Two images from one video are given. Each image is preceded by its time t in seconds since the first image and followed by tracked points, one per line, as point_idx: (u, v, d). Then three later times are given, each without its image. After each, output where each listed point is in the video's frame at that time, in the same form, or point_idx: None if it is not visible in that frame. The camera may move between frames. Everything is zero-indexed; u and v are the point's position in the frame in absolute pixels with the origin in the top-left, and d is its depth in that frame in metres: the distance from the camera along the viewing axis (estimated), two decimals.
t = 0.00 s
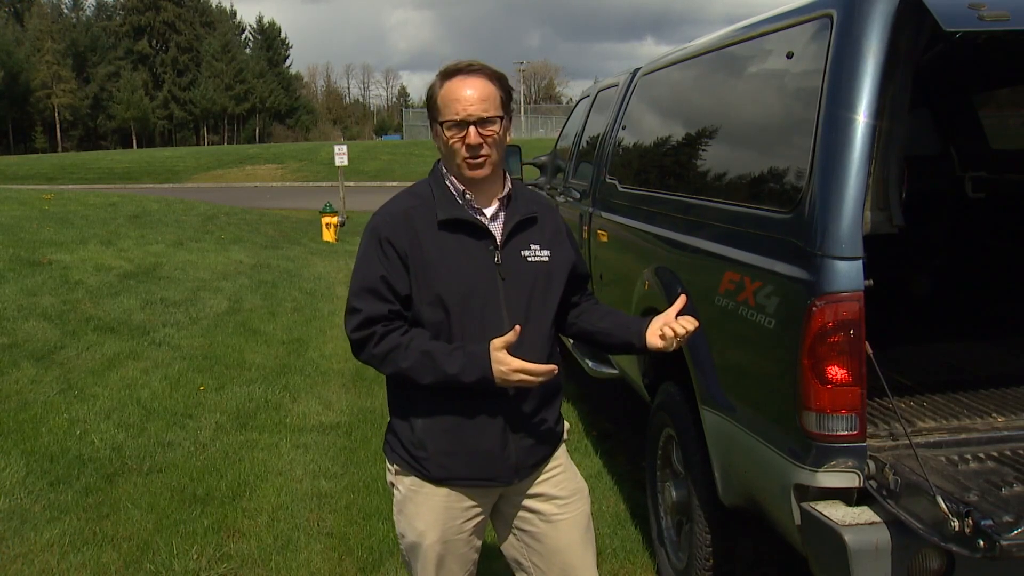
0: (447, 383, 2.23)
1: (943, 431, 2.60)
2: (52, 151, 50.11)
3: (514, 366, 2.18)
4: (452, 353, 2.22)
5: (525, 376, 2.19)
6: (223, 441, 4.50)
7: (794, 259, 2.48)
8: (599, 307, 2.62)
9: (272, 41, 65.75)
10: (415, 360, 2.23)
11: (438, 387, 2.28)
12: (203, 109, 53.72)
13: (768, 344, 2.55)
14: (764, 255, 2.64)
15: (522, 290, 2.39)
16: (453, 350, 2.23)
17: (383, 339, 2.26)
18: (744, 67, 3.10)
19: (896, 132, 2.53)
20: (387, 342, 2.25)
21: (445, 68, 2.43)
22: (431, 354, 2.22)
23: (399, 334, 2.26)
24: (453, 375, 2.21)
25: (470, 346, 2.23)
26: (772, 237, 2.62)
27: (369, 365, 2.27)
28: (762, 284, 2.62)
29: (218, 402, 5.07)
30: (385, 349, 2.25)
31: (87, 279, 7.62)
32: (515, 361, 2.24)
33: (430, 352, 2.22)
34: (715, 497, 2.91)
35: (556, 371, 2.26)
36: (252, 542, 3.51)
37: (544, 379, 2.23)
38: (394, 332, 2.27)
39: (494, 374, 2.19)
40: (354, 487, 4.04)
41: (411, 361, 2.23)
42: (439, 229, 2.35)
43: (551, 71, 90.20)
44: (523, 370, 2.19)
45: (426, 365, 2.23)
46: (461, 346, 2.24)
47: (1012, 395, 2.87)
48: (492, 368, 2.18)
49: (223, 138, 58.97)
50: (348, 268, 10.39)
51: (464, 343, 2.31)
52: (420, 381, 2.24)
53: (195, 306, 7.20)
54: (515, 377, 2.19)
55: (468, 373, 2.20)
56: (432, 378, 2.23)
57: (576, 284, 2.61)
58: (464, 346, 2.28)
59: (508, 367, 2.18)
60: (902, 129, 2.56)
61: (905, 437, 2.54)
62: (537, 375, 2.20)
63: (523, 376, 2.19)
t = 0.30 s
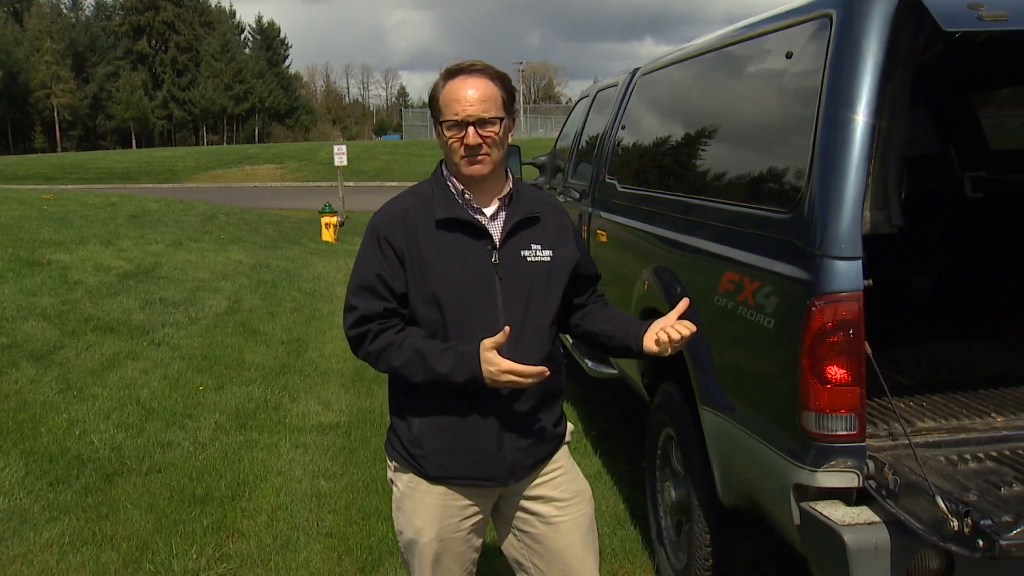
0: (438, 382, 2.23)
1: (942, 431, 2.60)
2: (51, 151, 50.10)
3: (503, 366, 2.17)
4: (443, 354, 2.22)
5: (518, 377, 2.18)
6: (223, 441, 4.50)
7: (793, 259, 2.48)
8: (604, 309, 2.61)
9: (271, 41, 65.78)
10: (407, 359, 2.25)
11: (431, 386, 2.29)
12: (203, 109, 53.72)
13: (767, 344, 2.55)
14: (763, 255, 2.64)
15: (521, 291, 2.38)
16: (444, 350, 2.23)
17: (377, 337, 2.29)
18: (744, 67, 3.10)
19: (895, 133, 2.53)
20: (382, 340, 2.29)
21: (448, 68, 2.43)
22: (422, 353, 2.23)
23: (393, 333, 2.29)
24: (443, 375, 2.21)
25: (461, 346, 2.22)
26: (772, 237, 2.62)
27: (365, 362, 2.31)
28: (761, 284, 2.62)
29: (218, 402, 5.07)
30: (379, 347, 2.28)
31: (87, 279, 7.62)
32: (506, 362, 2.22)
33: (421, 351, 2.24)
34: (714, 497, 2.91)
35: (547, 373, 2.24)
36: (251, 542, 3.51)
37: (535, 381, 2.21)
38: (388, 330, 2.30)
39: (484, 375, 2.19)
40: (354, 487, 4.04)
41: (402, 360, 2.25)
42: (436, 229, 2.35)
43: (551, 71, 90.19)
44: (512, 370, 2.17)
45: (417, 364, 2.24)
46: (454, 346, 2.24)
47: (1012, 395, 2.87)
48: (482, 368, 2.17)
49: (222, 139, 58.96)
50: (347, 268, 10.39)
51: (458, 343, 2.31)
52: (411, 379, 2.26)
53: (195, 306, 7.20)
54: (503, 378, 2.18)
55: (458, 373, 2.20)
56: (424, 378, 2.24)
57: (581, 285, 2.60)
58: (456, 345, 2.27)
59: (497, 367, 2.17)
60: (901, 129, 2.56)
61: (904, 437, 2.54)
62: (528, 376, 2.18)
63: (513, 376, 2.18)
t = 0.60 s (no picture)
0: (438, 381, 2.24)
1: (935, 431, 2.60)
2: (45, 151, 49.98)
3: (500, 367, 2.18)
4: (442, 354, 2.23)
5: (516, 377, 2.19)
6: (217, 442, 4.49)
7: (787, 259, 2.49)
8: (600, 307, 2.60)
9: (266, 41, 65.70)
10: (406, 358, 2.25)
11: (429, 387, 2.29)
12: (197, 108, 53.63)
13: (761, 344, 2.56)
14: (757, 255, 2.64)
15: (518, 291, 2.39)
16: (444, 348, 2.24)
17: (376, 336, 2.29)
18: (737, 67, 3.10)
19: (889, 133, 2.54)
20: (380, 340, 2.28)
21: (450, 67, 2.42)
22: (422, 352, 2.23)
23: (391, 333, 2.29)
24: (443, 373, 2.22)
25: (461, 346, 2.23)
26: (766, 237, 2.62)
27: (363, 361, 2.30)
28: (755, 283, 2.62)
29: (211, 402, 5.06)
30: (378, 347, 2.28)
31: (80, 279, 7.61)
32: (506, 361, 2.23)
33: (420, 351, 2.24)
34: (709, 497, 2.91)
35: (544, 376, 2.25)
36: (246, 542, 3.51)
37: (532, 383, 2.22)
38: (386, 330, 2.30)
39: (483, 373, 2.20)
40: (348, 487, 4.04)
41: (402, 359, 2.25)
42: (433, 230, 2.35)
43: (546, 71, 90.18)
44: (509, 372, 2.19)
45: (417, 363, 2.24)
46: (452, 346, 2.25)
47: (1004, 394, 2.88)
48: (480, 367, 2.19)
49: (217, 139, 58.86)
50: (342, 268, 10.38)
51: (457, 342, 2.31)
52: (411, 379, 2.26)
53: (188, 307, 7.19)
54: (499, 379, 2.20)
55: (458, 372, 2.21)
56: (423, 377, 2.24)
57: (578, 284, 2.60)
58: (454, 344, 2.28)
59: (495, 368, 2.18)
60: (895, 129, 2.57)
61: (898, 437, 2.54)
62: (523, 378, 2.19)
63: (508, 378, 2.19)
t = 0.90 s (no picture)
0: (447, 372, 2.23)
1: (919, 429, 2.61)
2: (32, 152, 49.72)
3: (510, 341, 2.18)
4: (450, 340, 2.23)
5: (530, 348, 2.18)
6: (202, 443, 4.48)
7: (771, 259, 2.50)
8: (576, 296, 2.62)
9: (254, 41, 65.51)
10: (413, 353, 2.23)
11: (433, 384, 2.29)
12: (185, 109, 53.44)
13: (746, 344, 2.57)
14: (742, 255, 2.64)
15: (505, 289, 2.43)
16: (451, 337, 2.24)
17: (377, 336, 2.25)
18: (722, 67, 3.11)
19: (873, 133, 2.55)
20: (383, 340, 2.24)
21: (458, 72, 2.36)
22: (430, 345, 2.22)
23: (394, 330, 2.26)
24: (454, 362, 2.22)
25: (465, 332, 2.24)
26: (750, 238, 2.63)
27: (365, 364, 2.25)
28: (739, 283, 2.63)
29: (196, 404, 5.03)
30: (381, 346, 2.24)
31: (63, 281, 7.56)
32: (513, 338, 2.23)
33: (428, 341, 2.23)
34: (694, 496, 2.91)
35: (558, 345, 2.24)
36: (231, 544, 3.49)
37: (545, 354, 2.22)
38: (388, 329, 2.26)
39: (493, 354, 2.20)
40: (334, 488, 4.02)
41: (410, 354, 2.23)
42: (423, 231, 2.35)
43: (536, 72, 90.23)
44: (520, 343, 2.18)
45: (425, 357, 2.23)
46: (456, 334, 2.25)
47: (987, 393, 2.90)
48: (489, 348, 2.19)
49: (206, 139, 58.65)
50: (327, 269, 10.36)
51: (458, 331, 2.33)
52: (420, 373, 2.24)
53: (172, 308, 7.16)
54: (511, 353, 2.19)
55: (468, 357, 2.21)
56: (431, 370, 2.23)
57: (553, 279, 2.62)
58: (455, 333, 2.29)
59: (505, 343, 2.18)
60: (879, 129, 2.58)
61: (881, 435, 2.55)
62: (536, 349, 2.19)
63: (520, 349, 2.18)
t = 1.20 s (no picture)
0: (421, 377, 2.22)
1: (888, 427, 2.63)
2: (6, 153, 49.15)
3: (481, 349, 2.17)
4: (424, 345, 2.22)
5: (506, 357, 2.18)
6: (173, 446, 4.44)
7: (741, 258, 2.51)
8: (542, 296, 2.64)
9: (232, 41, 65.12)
10: (387, 358, 2.21)
11: (418, 384, 2.27)
12: (161, 109, 53.04)
13: (717, 343, 2.58)
14: (713, 254, 2.65)
15: (479, 289, 2.42)
16: (424, 342, 2.23)
17: (352, 342, 2.23)
18: (693, 66, 3.12)
19: (840, 132, 2.57)
20: (356, 345, 2.23)
21: (425, 70, 2.38)
22: (404, 350, 2.21)
23: (367, 335, 2.24)
24: (428, 368, 2.20)
25: (438, 337, 2.23)
26: (721, 237, 2.64)
27: (339, 370, 2.23)
28: (709, 282, 2.64)
29: (167, 406, 4.99)
30: (355, 352, 2.22)
31: (32, 283, 7.48)
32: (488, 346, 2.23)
33: (402, 346, 2.22)
34: (666, 495, 2.92)
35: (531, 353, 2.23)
36: (202, 547, 3.47)
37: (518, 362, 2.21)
38: (362, 334, 2.24)
39: (467, 362, 2.19)
40: (307, 490, 4.00)
41: (384, 359, 2.21)
42: (396, 233, 2.33)
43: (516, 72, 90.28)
44: (491, 352, 2.17)
45: (399, 362, 2.22)
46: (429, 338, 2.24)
47: (954, 390, 2.92)
48: (463, 355, 2.18)
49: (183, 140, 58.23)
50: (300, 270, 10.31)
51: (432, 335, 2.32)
52: (394, 379, 2.23)
53: (143, 310, 7.10)
54: (482, 362, 2.18)
55: (442, 363, 2.20)
56: (405, 375, 2.22)
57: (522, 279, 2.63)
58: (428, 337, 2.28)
59: (476, 351, 2.17)
60: (847, 129, 2.60)
61: (850, 433, 2.57)
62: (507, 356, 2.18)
63: (492, 358, 2.18)
